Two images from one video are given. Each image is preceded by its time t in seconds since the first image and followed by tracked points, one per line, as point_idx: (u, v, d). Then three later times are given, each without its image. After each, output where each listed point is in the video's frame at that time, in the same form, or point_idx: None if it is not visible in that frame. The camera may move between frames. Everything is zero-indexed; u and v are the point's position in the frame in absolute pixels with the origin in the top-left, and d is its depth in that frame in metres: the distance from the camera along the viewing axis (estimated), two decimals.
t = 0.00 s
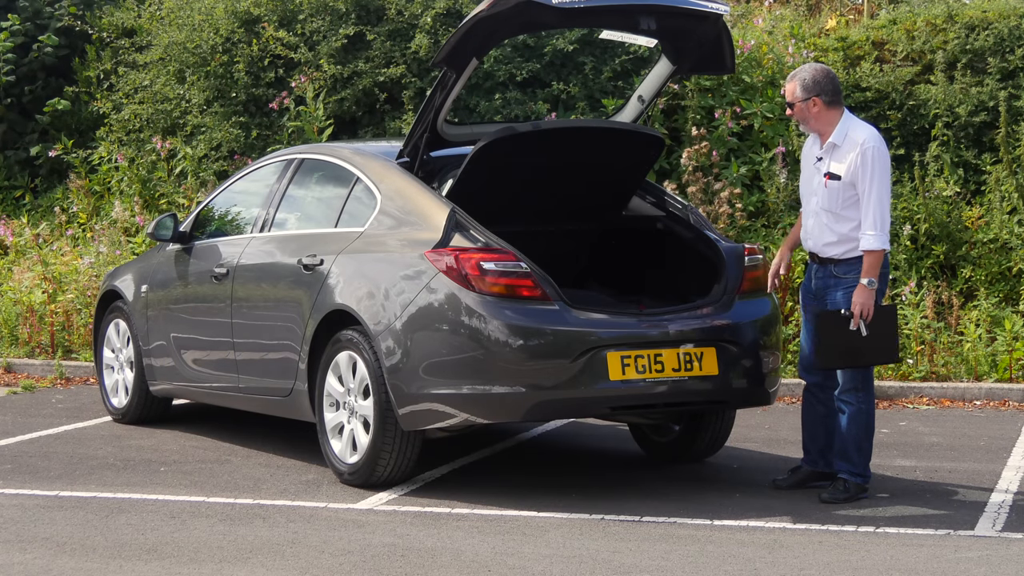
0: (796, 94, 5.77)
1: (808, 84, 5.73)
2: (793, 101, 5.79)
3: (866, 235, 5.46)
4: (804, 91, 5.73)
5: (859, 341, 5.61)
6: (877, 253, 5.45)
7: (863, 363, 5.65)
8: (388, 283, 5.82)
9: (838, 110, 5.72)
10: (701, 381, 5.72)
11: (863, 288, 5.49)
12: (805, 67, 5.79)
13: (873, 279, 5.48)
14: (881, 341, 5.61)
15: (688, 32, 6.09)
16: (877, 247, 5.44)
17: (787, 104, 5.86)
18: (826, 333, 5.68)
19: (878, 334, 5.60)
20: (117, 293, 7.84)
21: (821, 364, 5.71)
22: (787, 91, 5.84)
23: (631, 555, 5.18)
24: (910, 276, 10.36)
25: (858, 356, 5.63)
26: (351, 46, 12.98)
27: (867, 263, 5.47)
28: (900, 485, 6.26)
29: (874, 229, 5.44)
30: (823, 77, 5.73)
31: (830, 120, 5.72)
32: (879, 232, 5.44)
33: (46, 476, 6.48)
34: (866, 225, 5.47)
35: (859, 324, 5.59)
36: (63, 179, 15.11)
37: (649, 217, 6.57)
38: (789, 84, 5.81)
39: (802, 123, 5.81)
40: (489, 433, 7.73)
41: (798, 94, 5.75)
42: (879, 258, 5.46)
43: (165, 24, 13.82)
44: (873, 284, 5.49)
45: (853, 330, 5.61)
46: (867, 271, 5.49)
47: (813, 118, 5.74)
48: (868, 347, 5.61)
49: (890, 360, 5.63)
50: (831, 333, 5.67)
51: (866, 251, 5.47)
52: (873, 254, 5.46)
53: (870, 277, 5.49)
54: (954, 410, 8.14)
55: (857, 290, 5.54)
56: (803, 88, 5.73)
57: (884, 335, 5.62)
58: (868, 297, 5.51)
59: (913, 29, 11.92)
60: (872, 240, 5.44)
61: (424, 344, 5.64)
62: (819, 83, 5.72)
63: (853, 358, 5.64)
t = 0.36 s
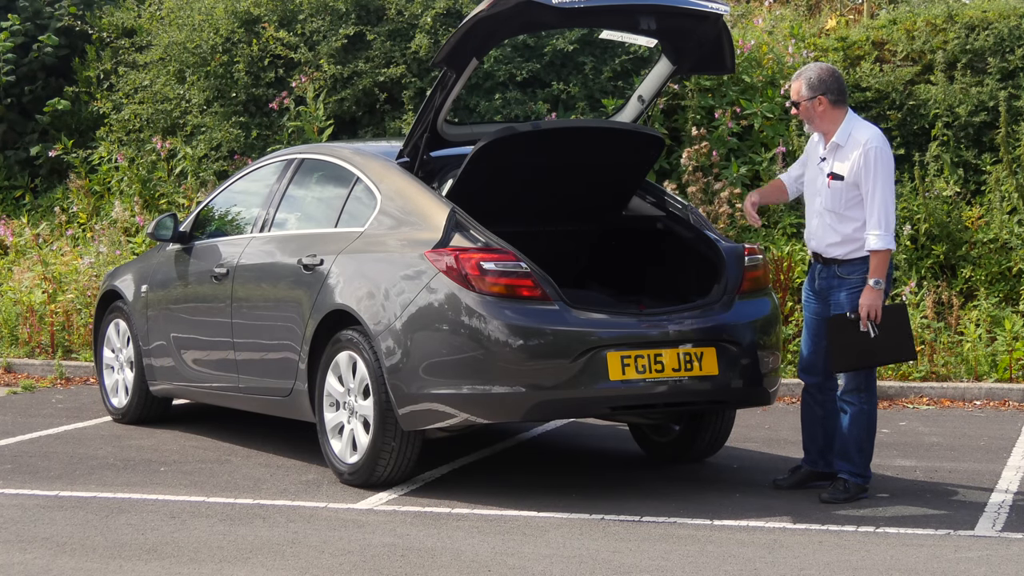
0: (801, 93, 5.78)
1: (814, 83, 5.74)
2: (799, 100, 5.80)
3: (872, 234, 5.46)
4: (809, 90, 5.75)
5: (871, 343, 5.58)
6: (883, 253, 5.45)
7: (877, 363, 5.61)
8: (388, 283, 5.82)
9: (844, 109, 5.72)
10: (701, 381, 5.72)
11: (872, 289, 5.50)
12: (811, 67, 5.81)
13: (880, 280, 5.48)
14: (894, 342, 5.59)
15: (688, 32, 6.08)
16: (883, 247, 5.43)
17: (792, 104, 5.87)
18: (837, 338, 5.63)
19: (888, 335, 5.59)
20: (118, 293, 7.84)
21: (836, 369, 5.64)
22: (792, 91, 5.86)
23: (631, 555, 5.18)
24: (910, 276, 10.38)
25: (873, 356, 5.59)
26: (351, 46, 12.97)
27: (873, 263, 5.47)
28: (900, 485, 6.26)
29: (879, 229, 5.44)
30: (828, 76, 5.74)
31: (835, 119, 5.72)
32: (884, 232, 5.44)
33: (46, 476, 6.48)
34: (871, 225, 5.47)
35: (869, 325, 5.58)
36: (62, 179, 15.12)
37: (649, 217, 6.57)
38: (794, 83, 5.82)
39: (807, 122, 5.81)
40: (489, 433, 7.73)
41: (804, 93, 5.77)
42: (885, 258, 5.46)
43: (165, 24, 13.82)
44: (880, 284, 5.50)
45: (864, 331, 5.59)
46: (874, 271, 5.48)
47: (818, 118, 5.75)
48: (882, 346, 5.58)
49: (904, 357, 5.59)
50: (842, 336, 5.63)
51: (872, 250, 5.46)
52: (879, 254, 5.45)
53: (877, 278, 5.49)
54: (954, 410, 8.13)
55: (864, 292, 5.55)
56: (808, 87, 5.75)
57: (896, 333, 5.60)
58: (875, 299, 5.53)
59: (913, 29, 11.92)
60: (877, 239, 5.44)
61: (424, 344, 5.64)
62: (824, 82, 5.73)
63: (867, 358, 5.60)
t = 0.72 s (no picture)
0: (819, 87, 5.71)
1: (834, 78, 5.69)
2: (816, 92, 5.71)
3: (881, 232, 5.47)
4: (828, 84, 5.69)
5: (864, 338, 5.58)
6: (888, 252, 5.47)
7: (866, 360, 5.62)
8: (388, 283, 5.82)
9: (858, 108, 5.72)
10: (701, 381, 5.72)
11: (872, 286, 5.51)
12: (826, 63, 5.77)
13: (881, 277, 5.50)
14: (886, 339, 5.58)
15: (688, 32, 6.08)
16: (887, 246, 5.45)
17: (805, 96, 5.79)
18: (829, 331, 5.63)
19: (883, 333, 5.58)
20: (118, 293, 7.83)
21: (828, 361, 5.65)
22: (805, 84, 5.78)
23: (631, 554, 5.18)
24: (910, 276, 10.39)
25: (864, 352, 5.60)
26: (351, 46, 12.97)
27: (877, 260, 5.48)
28: (899, 485, 6.26)
29: (886, 228, 5.46)
30: (845, 72, 5.72)
31: (848, 116, 5.70)
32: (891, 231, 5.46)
33: (46, 476, 6.48)
34: (881, 224, 5.48)
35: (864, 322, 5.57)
36: (62, 179, 15.11)
37: (649, 217, 6.57)
38: (810, 77, 5.75)
39: (819, 117, 5.74)
40: (489, 433, 7.73)
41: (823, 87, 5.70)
42: (889, 256, 5.47)
43: (165, 24, 13.82)
44: (880, 283, 5.51)
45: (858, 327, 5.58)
46: (876, 269, 5.50)
47: (834, 113, 5.70)
48: (873, 344, 5.58)
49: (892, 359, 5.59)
50: (836, 330, 5.62)
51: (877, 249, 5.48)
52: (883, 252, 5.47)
53: (879, 276, 5.50)
54: (954, 410, 8.13)
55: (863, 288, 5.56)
56: (828, 82, 5.69)
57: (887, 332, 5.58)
58: (875, 295, 5.53)
59: (913, 29, 11.91)
60: (882, 238, 5.46)
61: (424, 344, 5.64)
62: (843, 78, 5.69)
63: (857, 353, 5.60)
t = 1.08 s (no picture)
0: (862, 82, 5.66)
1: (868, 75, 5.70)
2: (852, 88, 5.65)
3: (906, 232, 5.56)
4: (865, 80, 5.68)
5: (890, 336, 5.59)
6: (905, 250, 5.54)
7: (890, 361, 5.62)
8: (388, 283, 5.83)
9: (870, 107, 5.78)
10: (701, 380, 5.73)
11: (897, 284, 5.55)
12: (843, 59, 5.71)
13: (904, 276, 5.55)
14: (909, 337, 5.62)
15: (688, 32, 6.08)
16: (907, 243, 5.52)
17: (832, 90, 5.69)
18: (856, 331, 5.62)
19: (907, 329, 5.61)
20: (117, 293, 7.82)
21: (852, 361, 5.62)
22: (832, 77, 5.68)
23: (631, 554, 5.18)
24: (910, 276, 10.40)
25: (887, 352, 5.61)
26: (351, 46, 12.96)
27: (896, 259, 5.53)
28: (900, 485, 6.26)
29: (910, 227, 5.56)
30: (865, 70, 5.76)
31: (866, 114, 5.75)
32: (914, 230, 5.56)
33: (46, 476, 6.47)
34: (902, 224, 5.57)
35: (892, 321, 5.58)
36: (62, 179, 15.11)
37: (649, 217, 6.56)
38: (842, 70, 5.65)
39: (853, 112, 5.68)
40: (489, 433, 7.72)
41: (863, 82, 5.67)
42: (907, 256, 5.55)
43: (165, 24, 13.82)
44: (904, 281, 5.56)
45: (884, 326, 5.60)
46: (896, 268, 5.54)
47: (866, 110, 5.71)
48: (898, 344, 5.60)
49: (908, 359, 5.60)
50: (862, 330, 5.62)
51: (900, 247, 5.54)
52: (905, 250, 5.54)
53: (900, 275, 5.55)
54: (954, 410, 8.13)
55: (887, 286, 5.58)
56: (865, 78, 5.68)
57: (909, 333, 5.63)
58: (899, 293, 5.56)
59: (913, 29, 11.89)
60: (902, 237, 5.54)
61: (424, 344, 5.65)
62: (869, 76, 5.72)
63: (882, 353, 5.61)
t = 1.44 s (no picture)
0: (868, 83, 5.66)
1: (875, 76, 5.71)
2: (863, 89, 5.66)
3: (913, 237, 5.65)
4: (873, 83, 5.68)
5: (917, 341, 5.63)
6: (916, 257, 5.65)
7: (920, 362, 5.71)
8: (388, 283, 5.85)
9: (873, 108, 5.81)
10: (702, 380, 5.74)
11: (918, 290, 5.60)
12: (854, 59, 5.72)
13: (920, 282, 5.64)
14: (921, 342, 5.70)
15: (689, 32, 6.08)
16: (919, 249, 5.63)
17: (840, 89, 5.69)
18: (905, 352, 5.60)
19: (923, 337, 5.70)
20: (118, 293, 7.79)
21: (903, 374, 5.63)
22: (841, 77, 5.69)
23: (630, 554, 5.19)
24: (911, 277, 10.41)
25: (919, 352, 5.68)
26: (351, 46, 12.96)
27: (913, 266, 5.61)
28: (900, 485, 6.26)
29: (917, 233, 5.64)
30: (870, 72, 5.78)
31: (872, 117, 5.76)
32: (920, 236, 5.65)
33: (46, 476, 6.47)
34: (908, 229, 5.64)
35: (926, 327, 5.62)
36: (62, 179, 15.11)
37: (649, 217, 6.56)
38: (853, 71, 5.66)
39: (857, 113, 5.68)
40: (489, 433, 7.72)
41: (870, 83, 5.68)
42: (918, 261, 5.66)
43: (165, 24, 13.82)
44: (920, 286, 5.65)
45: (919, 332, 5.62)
46: (913, 274, 5.62)
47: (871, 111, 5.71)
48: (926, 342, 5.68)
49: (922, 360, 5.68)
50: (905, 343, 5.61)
51: (911, 253, 5.64)
52: (914, 256, 5.64)
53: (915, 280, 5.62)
54: (955, 410, 8.12)
55: (905, 295, 5.62)
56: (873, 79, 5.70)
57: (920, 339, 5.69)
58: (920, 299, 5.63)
59: (913, 29, 11.88)
60: (912, 244, 5.64)
61: (424, 344, 5.67)
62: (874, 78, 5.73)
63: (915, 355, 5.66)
